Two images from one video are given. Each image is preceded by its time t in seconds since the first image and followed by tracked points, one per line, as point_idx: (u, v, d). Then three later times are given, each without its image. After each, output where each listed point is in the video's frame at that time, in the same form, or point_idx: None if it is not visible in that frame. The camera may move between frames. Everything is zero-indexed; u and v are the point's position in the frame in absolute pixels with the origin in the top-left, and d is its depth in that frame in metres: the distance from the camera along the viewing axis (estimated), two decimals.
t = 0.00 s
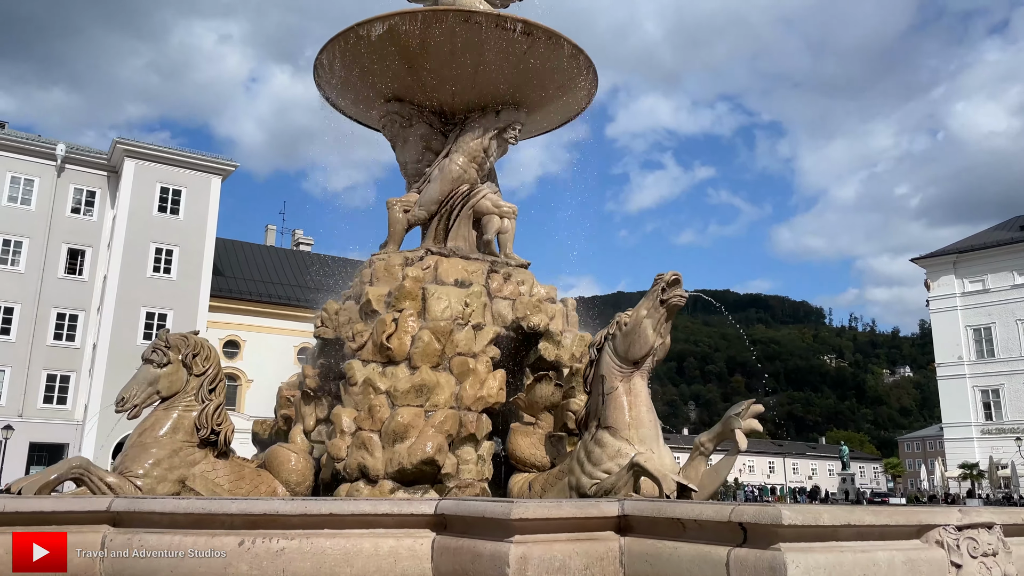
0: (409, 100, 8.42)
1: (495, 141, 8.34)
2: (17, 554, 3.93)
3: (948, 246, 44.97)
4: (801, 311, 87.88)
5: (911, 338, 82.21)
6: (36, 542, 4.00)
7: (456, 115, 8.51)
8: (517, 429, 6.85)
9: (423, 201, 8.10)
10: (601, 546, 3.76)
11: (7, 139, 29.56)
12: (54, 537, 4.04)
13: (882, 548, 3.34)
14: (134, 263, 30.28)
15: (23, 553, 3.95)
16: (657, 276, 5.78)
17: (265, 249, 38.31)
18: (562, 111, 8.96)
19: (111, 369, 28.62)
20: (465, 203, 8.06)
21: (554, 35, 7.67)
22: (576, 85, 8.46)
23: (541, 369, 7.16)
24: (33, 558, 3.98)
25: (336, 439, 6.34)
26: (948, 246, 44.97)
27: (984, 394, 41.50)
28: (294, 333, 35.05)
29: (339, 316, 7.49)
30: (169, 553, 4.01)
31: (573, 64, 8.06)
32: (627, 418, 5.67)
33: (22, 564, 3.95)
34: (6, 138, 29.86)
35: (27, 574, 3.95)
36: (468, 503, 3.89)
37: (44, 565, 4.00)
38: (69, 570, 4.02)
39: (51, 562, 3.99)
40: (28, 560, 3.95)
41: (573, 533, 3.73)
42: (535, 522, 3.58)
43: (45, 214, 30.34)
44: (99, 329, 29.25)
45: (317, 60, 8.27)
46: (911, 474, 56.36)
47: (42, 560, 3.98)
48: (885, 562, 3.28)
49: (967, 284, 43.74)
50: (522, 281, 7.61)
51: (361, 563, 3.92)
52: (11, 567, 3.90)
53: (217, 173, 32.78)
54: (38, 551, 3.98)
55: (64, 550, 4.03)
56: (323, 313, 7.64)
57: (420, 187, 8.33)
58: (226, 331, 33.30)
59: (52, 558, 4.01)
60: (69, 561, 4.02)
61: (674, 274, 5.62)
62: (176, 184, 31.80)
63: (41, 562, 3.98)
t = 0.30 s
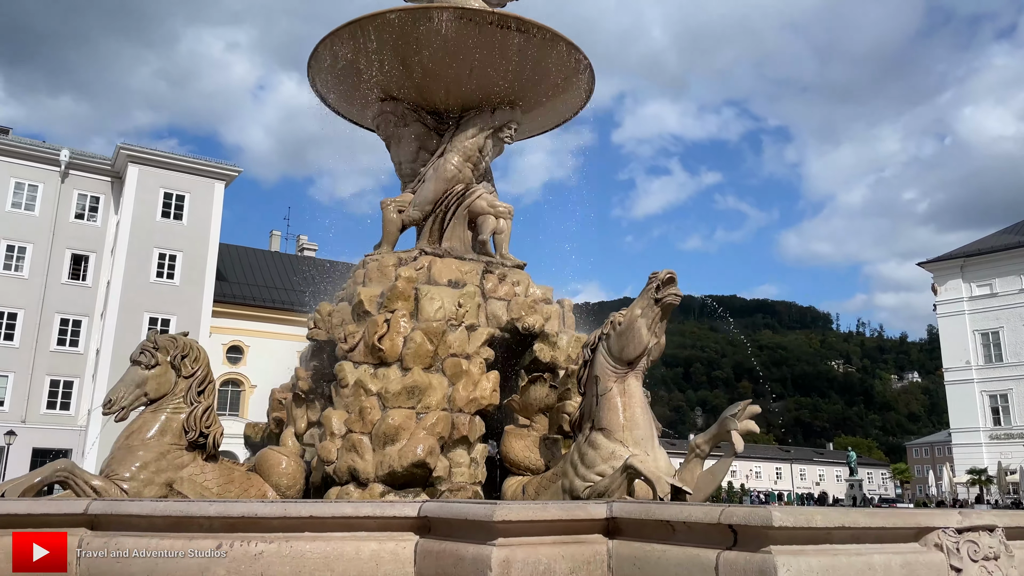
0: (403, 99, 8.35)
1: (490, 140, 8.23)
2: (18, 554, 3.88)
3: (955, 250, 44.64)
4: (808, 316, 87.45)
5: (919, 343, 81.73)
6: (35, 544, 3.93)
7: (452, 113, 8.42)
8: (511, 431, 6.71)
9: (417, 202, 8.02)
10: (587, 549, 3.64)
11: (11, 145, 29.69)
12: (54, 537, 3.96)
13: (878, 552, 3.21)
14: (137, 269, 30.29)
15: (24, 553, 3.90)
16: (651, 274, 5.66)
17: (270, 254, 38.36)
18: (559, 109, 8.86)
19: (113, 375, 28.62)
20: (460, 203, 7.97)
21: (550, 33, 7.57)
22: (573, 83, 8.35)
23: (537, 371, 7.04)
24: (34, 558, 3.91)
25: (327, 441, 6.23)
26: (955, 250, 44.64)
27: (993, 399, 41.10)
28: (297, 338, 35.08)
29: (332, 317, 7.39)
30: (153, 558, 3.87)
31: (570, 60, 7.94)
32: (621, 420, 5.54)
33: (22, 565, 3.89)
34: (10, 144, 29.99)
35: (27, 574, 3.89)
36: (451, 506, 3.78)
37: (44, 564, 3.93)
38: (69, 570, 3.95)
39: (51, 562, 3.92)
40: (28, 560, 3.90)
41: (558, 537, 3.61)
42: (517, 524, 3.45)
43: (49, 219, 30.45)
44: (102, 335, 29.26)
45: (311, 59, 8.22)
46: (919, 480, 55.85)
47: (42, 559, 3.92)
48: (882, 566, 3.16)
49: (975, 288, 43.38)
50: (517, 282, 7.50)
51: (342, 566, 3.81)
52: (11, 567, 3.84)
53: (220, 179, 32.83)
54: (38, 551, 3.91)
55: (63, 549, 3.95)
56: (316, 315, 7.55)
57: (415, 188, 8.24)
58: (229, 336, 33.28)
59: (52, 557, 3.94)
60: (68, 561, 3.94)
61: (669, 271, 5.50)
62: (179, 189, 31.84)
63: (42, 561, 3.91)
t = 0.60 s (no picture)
0: (397, 101, 8.26)
1: (486, 142, 8.15)
2: (18, 555, 3.71)
3: (963, 254, 44.42)
4: (816, 322, 87.08)
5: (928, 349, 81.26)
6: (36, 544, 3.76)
7: (447, 116, 8.34)
8: (505, 437, 6.60)
9: (412, 205, 7.93)
10: (574, 557, 3.54)
11: (16, 152, 29.85)
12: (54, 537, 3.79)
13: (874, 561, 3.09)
14: (142, 275, 30.32)
15: (24, 553, 3.72)
16: (645, 276, 5.55)
17: (276, 260, 38.42)
18: (556, 111, 8.77)
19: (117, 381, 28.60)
20: (455, 206, 7.89)
21: (546, 34, 7.49)
22: (569, 84, 8.26)
23: (532, 375, 6.95)
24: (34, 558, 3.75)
25: (317, 447, 6.13)
26: (963, 255, 44.42)
27: (1002, 405, 40.73)
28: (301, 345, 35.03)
29: (325, 321, 7.31)
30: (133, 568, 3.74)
31: (565, 62, 7.85)
32: (615, 425, 5.43)
33: (22, 565, 3.72)
34: (15, 151, 30.16)
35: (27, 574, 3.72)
36: (434, 513, 3.68)
37: (45, 564, 3.77)
38: (70, 570, 3.78)
39: (51, 562, 3.76)
40: (28, 560, 3.72)
41: (542, 546, 3.49)
42: (502, 532, 3.34)
43: (54, 226, 30.56)
44: (106, 341, 29.29)
45: (305, 61, 8.14)
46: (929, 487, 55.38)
47: (42, 560, 3.75)
48: None
49: (983, 293, 43.09)
50: (512, 285, 7.41)
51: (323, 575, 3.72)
52: (10, 568, 3.67)
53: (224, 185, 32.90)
54: (38, 551, 3.74)
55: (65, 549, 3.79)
56: (309, 320, 7.46)
57: (409, 191, 8.16)
58: (233, 342, 33.28)
59: (52, 557, 3.78)
60: (69, 561, 3.78)
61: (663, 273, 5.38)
62: (183, 195, 31.91)
63: (41, 561, 3.74)
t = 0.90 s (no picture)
0: (395, 100, 8.19)
1: (484, 142, 8.07)
2: (17, 555, 3.60)
3: (973, 258, 44.12)
4: (826, 327, 86.69)
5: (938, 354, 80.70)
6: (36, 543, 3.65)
7: (445, 116, 8.26)
8: (502, 440, 6.49)
9: (409, 206, 7.85)
10: (566, 561, 3.43)
11: (23, 159, 30.02)
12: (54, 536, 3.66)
13: (873, 565, 2.98)
14: (147, 281, 30.35)
15: (22, 553, 3.62)
16: (643, 276, 5.43)
17: (282, 266, 38.47)
18: (555, 112, 8.70)
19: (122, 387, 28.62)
20: (453, 207, 7.80)
21: (545, 32, 7.41)
22: (568, 84, 8.18)
23: (530, 378, 6.85)
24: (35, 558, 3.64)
25: (311, 450, 6.04)
26: (973, 258, 44.12)
27: (1013, 410, 40.26)
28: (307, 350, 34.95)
29: (322, 324, 7.24)
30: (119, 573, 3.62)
31: (565, 61, 7.78)
32: (613, 426, 5.31)
33: (22, 564, 3.61)
34: (22, 157, 30.33)
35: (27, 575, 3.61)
36: (422, 516, 3.57)
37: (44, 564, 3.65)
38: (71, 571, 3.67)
39: (51, 562, 3.64)
40: (28, 560, 3.62)
41: (532, 550, 3.39)
42: (489, 536, 3.24)
43: (60, 232, 30.69)
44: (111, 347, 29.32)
45: (302, 61, 8.08)
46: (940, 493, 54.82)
47: (40, 560, 3.63)
48: None
49: (993, 297, 42.73)
50: (511, 286, 7.31)
51: None
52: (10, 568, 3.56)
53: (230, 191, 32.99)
54: (36, 551, 3.62)
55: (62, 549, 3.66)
56: (306, 322, 7.39)
57: (407, 192, 8.08)
58: (239, 348, 33.27)
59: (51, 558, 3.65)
60: (69, 561, 3.66)
61: (660, 272, 5.27)
62: (189, 201, 31.99)
63: (40, 562, 3.62)
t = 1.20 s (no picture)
0: (394, 101, 8.11)
1: (484, 143, 7.98)
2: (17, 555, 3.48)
3: (983, 262, 43.76)
4: (835, 332, 86.18)
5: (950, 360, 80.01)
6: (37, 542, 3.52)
7: (444, 116, 8.17)
8: (501, 444, 6.34)
9: (408, 207, 7.76)
10: (556, 568, 3.30)
11: (30, 165, 30.19)
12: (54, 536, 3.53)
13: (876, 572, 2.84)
14: (154, 287, 30.38)
15: (22, 553, 3.49)
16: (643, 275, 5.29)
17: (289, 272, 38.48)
18: (556, 112, 8.59)
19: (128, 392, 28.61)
20: (453, 207, 7.70)
21: (544, 31, 7.30)
22: (568, 84, 8.07)
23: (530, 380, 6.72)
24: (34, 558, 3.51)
25: (306, 455, 5.92)
26: (983, 262, 43.76)
27: None
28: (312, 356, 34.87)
29: (319, 326, 7.14)
30: None
31: (565, 61, 7.67)
32: (612, 430, 5.18)
33: (22, 564, 3.49)
34: (29, 164, 30.51)
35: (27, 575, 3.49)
36: (411, 520, 3.43)
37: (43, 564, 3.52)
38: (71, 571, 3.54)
39: (50, 562, 3.51)
40: (27, 560, 3.49)
41: (525, 554, 3.27)
42: (478, 539, 3.10)
43: (67, 238, 30.81)
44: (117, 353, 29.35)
45: (299, 61, 8.00)
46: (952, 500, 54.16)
47: (40, 560, 3.51)
48: None
49: (1004, 301, 42.32)
50: (510, 288, 7.19)
51: None
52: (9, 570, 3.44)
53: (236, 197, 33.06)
54: (35, 551, 3.50)
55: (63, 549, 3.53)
56: (303, 325, 7.30)
57: (406, 193, 7.99)
58: (246, 354, 33.25)
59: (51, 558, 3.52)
60: (70, 561, 3.53)
61: (660, 271, 5.13)
62: (195, 207, 32.05)
63: (40, 562, 3.50)
